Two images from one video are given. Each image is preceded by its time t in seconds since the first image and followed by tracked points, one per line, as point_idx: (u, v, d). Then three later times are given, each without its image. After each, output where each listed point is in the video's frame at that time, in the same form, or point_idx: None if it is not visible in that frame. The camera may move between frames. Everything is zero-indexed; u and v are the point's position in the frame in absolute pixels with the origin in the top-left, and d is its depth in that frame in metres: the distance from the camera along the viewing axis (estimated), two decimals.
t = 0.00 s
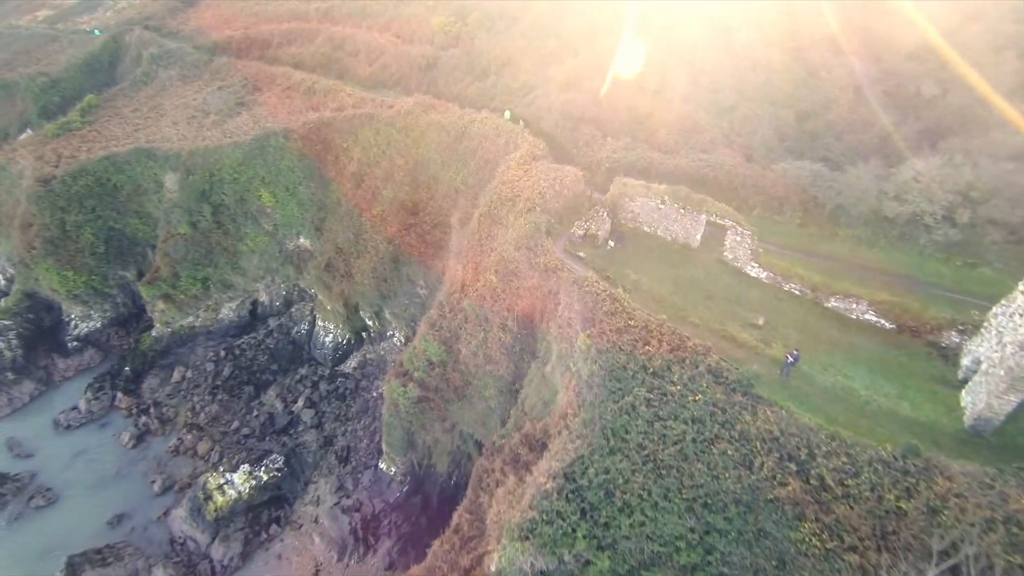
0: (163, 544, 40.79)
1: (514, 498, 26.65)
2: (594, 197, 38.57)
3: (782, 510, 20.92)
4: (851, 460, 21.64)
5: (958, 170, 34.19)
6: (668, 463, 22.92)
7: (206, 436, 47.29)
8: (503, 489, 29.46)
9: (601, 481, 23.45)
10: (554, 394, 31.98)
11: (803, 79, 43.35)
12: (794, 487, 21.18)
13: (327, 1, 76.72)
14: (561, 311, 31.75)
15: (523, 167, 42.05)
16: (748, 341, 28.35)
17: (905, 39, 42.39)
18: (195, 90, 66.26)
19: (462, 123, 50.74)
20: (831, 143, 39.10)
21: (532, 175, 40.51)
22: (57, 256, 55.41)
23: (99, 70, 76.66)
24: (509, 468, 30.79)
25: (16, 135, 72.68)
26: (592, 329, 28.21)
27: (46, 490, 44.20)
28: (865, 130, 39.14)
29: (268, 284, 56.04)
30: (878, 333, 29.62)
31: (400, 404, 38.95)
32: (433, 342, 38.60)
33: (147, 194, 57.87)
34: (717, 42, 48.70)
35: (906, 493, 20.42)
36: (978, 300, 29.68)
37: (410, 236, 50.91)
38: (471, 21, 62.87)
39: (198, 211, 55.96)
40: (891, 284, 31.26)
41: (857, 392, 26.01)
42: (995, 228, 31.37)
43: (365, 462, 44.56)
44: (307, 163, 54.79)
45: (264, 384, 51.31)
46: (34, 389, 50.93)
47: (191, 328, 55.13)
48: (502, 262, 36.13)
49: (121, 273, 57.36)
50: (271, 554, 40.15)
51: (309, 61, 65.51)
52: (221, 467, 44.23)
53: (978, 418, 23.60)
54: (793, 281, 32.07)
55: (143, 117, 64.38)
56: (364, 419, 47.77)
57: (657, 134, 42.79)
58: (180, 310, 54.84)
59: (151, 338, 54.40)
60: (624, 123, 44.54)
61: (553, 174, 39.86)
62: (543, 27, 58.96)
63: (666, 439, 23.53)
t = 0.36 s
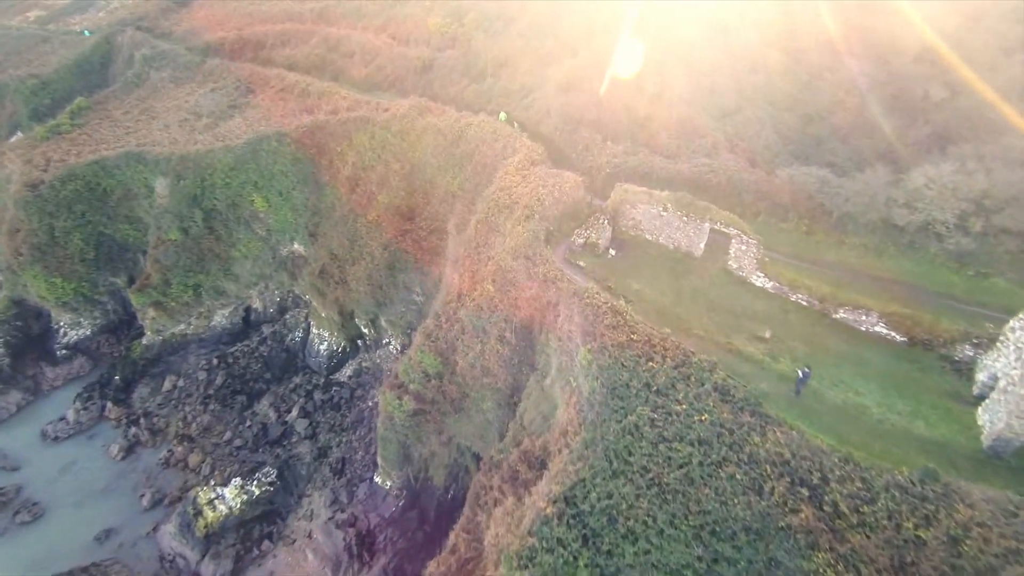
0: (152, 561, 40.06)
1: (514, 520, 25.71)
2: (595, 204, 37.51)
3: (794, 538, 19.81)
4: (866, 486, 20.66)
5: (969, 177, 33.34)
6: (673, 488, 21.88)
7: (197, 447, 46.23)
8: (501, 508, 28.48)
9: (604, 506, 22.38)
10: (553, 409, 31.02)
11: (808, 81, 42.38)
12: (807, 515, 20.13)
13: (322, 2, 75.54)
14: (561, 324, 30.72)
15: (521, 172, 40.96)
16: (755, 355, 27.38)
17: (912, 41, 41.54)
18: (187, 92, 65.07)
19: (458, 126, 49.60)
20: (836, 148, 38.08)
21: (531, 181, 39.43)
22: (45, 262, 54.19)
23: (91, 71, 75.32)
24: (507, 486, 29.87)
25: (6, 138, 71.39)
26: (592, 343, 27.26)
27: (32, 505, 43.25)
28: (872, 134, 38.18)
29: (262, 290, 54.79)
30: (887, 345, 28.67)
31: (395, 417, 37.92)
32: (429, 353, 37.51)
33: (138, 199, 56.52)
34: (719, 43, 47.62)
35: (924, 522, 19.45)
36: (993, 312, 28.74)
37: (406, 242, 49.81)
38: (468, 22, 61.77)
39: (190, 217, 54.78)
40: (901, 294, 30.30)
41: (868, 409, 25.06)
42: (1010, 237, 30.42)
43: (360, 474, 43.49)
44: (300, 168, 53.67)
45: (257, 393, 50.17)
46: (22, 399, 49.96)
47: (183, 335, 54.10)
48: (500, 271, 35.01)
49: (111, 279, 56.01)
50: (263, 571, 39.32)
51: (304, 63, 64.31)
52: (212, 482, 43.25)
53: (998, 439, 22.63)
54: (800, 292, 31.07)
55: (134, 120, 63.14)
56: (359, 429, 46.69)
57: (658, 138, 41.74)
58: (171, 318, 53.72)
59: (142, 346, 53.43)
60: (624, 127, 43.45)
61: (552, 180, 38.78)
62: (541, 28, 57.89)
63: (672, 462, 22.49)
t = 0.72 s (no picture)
0: None
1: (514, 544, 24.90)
2: (596, 211, 36.41)
3: (808, 571, 18.67)
4: (884, 515, 19.58)
5: (984, 185, 32.19)
6: (680, 515, 20.89)
7: (189, 459, 45.17)
8: (501, 529, 27.53)
9: (607, 534, 21.45)
10: (554, 424, 30.06)
11: (814, 84, 41.31)
12: (822, 545, 18.98)
13: (318, 2, 74.34)
14: (562, 337, 29.73)
15: (520, 178, 39.84)
16: (763, 372, 26.53)
17: (919, 47, 40.72)
18: (180, 94, 63.91)
19: (456, 130, 48.55)
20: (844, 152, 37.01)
21: (530, 187, 38.31)
22: (34, 269, 52.68)
23: (83, 73, 74.00)
24: (506, 506, 28.89)
25: None
26: (595, 359, 26.37)
27: (19, 520, 42.16)
28: (882, 138, 37.11)
29: (256, 297, 53.76)
30: (899, 358, 27.72)
31: (390, 431, 36.83)
32: (426, 366, 36.08)
33: (129, 204, 55.42)
34: (723, 45, 46.56)
35: (948, 555, 18.29)
36: (1010, 325, 27.71)
37: (403, 248, 48.72)
38: (466, 22, 60.67)
39: (181, 222, 53.44)
40: (914, 306, 29.27)
41: (883, 428, 24.03)
42: None
43: (355, 487, 42.49)
44: (294, 173, 52.46)
45: (251, 403, 49.12)
46: (10, 409, 48.71)
47: (174, 343, 52.70)
48: (498, 282, 33.97)
49: (102, 285, 54.78)
50: None
51: (299, 64, 63.08)
52: (203, 496, 42.28)
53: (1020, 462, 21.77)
54: (809, 303, 30.07)
55: (126, 123, 61.88)
56: (354, 440, 45.63)
57: (661, 142, 40.68)
58: (162, 325, 52.49)
59: (133, 354, 52.24)
60: (625, 131, 42.37)
61: (552, 186, 37.68)
62: (540, 29, 56.77)
63: (679, 487, 21.54)
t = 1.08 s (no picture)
0: None
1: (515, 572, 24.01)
2: (598, 219, 35.35)
3: None
4: (907, 551, 18.44)
5: (1003, 194, 30.85)
6: (690, 547, 19.78)
7: (180, 472, 44.03)
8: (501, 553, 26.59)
9: (612, 566, 20.44)
10: (554, 442, 28.98)
11: (820, 87, 40.23)
12: None
13: (314, 3, 73.18)
14: (563, 352, 28.72)
15: (519, 184, 38.65)
16: (773, 390, 25.44)
17: (930, 50, 39.59)
18: (174, 97, 62.73)
19: (454, 135, 47.39)
20: (852, 158, 35.98)
21: (530, 193, 37.12)
22: (23, 276, 51.54)
23: (75, 74, 72.60)
24: (506, 529, 27.81)
25: None
26: (598, 377, 25.31)
27: (4, 537, 41.01)
28: (892, 143, 35.99)
29: (250, 304, 52.48)
30: (915, 376, 26.44)
31: (387, 447, 35.42)
32: (422, 380, 34.79)
33: (121, 210, 54.10)
34: (727, 47, 45.40)
35: None
36: None
37: (400, 255, 47.66)
38: (464, 24, 59.49)
39: (173, 229, 51.99)
40: (930, 320, 27.99)
41: (901, 450, 22.82)
42: None
43: (350, 501, 41.59)
44: (288, 177, 51.25)
45: (244, 413, 47.99)
46: None
47: (166, 351, 51.71)
48: (496, 293, 32.90)
49: (93, 292, 53.69)
50: None
51: (294, 65, 61.83)
52: (194, 512, 41.22)
53: None
54: (819, 316, 28.93)
55: (118, 126, 60.63)
56: (350, 452, 44.58)
57: (665, 147, 39.55)
58: (154, 334, 51.38)
59: (124, 363, 51.23)
60: (627, 136, 41.18)
61: (553, 193, 36.51)
62: (540, 30, 55.58)
63: (687, 518, 20.49)
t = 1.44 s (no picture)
0: None
1: None
2: (599, 228, 34.52)
3: None
4: None
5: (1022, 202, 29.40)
6: None
7: (170, 487, 42.83)
8: None
9: None
10: (555, 462, 27.74)
11: (826, 91, 39.13)
12: None
13: (309, 4, 71.96)
14: (563, 369, 27.69)
15: (518, 190, 37.39)
16: (784, 410, 24.33)
17: (941, 52, 38.39)
18: (165, 99, 61.48)
19: (450, 139, 46.08)
20: (860, 164, 34.97)
21: (529, 200, 35.90)
22: (7, 284, 48.86)
23: (65, 76, 71.01)
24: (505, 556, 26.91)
25: None
26: (600, 397, 24.55)
27: None
28: (903, 149, 34.87)
29: (243, 312, 51.05)
30: (932, 393, 25.40)
31: (381, 464, 34.07)
32: (418, 394, 33.55)
33: (110, 215, 52.28)
34: (730, 50, 44.28)
35: None
36: None
37: (395, 263, 46.49)
38: (461, 25, 58.27)
39: (162, 236, 50.32)
40: (945, 335, 26.90)
41: (921, 476, 21.71)
42: None
43: (345, 517, 40.90)
44: (281, 182, 49.96)
45: (237, 424, 46.74)
46: None
47: (157, 361, 50.05)
48: (494, 305, 31.77)
49: (82, 300, 51.35)
50: None
51: (287, 67, 60.54)
52: (184, 529, 40.17)
53: None
54: (830, 330, 27.74)
55: (108, 129, 59.19)
56: (345, 466, 43.67)
57: (667, 151, 38.35)
58: (144, 343, 49.56)
59: (114, 373, 49.28)
60: (627, 140, 39.99)
61: (553, 200, 35.32)
62: (538, 32, 54.31)
63: (698, 552, 19.14)
